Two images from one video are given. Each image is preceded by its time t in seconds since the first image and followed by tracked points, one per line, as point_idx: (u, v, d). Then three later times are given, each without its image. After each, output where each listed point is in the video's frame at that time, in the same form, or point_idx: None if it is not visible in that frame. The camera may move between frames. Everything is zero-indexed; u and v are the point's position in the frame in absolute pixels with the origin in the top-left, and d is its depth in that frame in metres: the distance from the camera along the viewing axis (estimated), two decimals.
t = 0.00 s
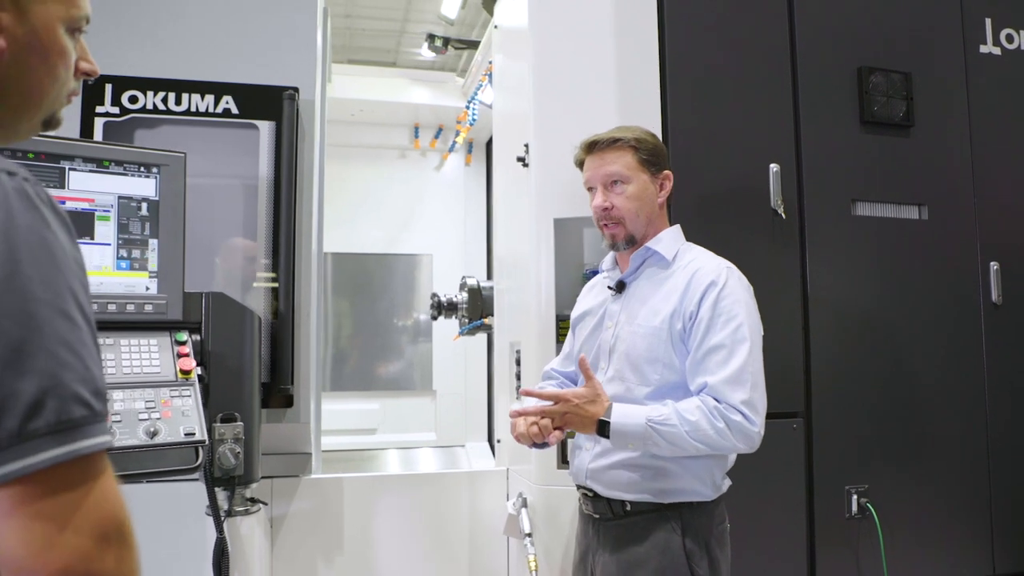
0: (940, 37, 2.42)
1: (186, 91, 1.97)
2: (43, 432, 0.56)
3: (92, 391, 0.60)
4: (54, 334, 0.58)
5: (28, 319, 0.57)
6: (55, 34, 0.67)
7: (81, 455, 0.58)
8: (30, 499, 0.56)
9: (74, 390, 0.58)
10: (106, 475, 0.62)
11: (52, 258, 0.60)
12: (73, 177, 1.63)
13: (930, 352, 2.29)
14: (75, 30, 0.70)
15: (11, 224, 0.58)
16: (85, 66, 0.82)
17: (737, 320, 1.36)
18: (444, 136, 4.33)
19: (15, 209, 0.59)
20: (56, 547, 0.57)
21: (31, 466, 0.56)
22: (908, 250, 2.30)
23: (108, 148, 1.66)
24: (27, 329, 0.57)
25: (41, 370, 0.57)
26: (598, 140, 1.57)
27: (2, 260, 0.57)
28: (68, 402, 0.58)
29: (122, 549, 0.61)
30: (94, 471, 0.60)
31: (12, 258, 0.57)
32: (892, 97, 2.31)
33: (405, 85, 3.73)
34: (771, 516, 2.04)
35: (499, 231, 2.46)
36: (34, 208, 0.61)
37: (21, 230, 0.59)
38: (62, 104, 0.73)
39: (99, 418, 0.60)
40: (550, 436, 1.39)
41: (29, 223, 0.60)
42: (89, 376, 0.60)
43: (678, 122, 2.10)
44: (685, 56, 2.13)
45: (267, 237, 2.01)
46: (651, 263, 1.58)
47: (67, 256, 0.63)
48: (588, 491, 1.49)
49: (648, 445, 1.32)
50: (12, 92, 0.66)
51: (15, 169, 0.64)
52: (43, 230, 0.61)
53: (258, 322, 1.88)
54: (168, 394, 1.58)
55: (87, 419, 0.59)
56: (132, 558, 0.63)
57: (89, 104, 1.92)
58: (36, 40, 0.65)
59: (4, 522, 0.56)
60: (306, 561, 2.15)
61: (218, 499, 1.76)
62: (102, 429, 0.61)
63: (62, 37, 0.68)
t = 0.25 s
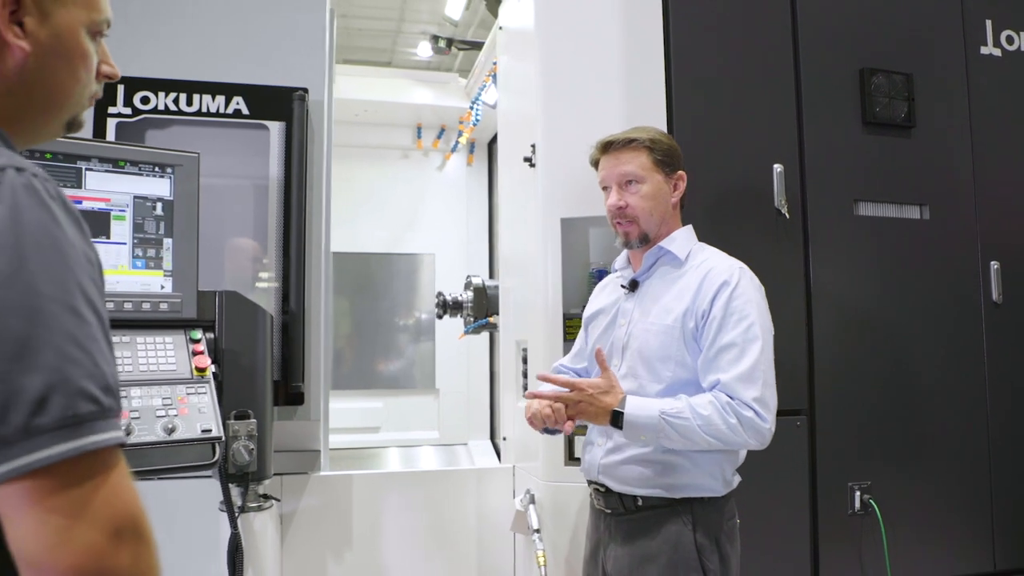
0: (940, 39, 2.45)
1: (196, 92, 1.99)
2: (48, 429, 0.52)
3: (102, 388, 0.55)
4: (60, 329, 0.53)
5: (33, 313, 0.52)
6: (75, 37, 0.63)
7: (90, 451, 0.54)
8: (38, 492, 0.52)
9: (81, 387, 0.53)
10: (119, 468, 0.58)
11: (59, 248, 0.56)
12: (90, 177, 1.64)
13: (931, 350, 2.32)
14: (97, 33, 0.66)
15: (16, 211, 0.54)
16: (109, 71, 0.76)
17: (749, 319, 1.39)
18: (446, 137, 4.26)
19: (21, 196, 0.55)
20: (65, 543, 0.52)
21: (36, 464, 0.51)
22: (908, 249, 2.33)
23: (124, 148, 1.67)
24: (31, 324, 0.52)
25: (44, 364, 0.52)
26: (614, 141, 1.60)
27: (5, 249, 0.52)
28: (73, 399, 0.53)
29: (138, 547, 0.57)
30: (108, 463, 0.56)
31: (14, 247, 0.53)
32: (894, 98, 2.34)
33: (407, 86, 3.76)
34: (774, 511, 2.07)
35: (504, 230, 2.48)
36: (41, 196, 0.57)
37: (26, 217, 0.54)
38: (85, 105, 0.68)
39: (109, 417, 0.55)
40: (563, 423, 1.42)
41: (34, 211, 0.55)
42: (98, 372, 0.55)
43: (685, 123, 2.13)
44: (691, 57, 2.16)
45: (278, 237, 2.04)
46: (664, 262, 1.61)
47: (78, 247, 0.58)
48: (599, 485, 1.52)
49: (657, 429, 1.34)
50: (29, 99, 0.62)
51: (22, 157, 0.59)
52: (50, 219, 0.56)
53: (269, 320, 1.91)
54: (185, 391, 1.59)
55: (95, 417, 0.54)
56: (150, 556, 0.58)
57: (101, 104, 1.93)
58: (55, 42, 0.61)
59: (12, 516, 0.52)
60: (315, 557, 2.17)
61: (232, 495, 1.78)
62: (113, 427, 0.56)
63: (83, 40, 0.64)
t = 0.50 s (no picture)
0: (943, 40, 2.48)
1: (209, 93, 2.01)
2: (124, 434, 0.54)
3: (169, 392, 0.58)
4: (130, 337, 0.56)
5: (105, 322, 0.55)
6: (128, 37, 0.66)
7: (162, 455, 0.57)
8: (115, 498, 0.55)
9: (151, 392, 0.56)
10: (184, 470, 0.61)
11: (126, 259, 0.58)
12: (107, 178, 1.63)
13: (935, 348, 2.35)
14: (148, 31, 0.70)
15: (86, 223, 0.56)
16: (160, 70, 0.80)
17: (766, 308, 1.43)
18: (451, 136, 4.28)
19: (89, 208, 0.57)
20: (141, 545, 0.56)
21: (113, 469, 0.54)
22: (912, 249, 2.37)
23: (142, 150, 1.68)
24: (104, 332, 0.55)
25: (117, 372, 0.55)
26: (639, 135, 1.65)
27: (79, 261, 0.55)
28: (145, 404, 0.56)
29: (204, 546, 0.60)
30: (176, 467, 0.59)
31: (86, 259, 0.55)
32: (898, 99, 2.37)
33: (412, 86, 3.78)
34: (782, 506, 2.10)
35: (512, 230, 2.51)
36: (107, 207, 0.59)
37: (96, 229, 0.57)
38: (137, 104, 0.72)
39: (175, 420, 0.58)
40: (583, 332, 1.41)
41: (102, 223, 0.57)
42: (165, 377, 0.58)
43: (693, 124, 2.15)
44: (699, 58, 2.18)
45: (291, 237, 2.05)
46: (679, 262, 1.65)
47: (141, 255, 0.60)
48: (618, 482, 1.54)
49: (688, 365, 1.34)
50: (88, 96, 0.66)
51: (84, 166, 0.61)
52: (116, 230, 0.59)
53: (284, 319, 1.92)
54: (203, 389, 1.60)
55: (164, 422, 0.57)
56: (214, 553, 0.62)
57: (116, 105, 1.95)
58: (112, 42, 0.64)
59: (91, 519, 0.55)
60: (327, 554, 2.19)
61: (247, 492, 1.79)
62: (179, 430, 0.59)
63: (136, 39, 0.67)
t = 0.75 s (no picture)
0: (951, 41, 2.50)
1: (228, 93, 2.04)
2: (225, 429, 0.56)
3: (264, 389, 0.60)
4: (228, 334, 0.57)
5: (205, 319, 0.56)
6: (203, 32, 0.69)
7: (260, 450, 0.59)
8: (217, 491, 0.57)
9: (250, 388, 0.57)
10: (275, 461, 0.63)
11: (220, 256, 0.59)
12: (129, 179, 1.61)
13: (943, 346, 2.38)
14: (218, 27, 0.73)
15: (183, 222, 0.57)
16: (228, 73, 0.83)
17: (775, 289, 1.51)
18: (460, 136, 4.32)
19: (184, 207, 0.58)
20: (241, 537, 0.57)
21: (217, 463, 0.56)
22: (922, 247, 2.39)
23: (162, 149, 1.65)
24: (205, 330, 0.56)
25: (220, 369, 0.56)
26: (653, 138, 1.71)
27: (180, 260, 0.56)
28: (246, 400, 0.57)
29: (295, 536, 0.63)
30: (269, 460, 0.61)
31: (185, 257, 0.56)
32: (907, 99, 2.40)
33: (422, 86, 3.80)
34: (794, 502, 2.12)
35: (525, 228, 2.53)
36: (198, 205, 0.60)
37: (192, 228, 0.58)
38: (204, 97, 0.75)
39: (271, 415, 0.60)
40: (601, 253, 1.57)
41: (198, 222, 0.59)
42: (260, 373, 0.60)
43: (706, 124, 2.17)
44: (712, 59, 2.20)
45: (307, 236, 2.09)
46: (697, 259, 1.70)
47: (232, 253, 0.61)
48: (637, 476, 1.57)
49: (694, 312, 1.40)
50: (161, 92, 0.68)
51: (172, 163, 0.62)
52: (209, 228, 0.60)
53: (302, 316, 1.95)
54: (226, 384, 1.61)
55: (261, 417, 0.58)
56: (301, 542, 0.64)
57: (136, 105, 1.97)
58: (186, 40, 0.67)
59: (192, 512, 0.57)
60: (344, 549, 2.21)
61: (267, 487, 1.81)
62: (273, 426, 0.60)
63: (208, 39, 0.70)
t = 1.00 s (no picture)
0: (955, 40, 2.52)
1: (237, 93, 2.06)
2: (295, 435, 0.61)
3: (327, 392, 0.66)
4: (297, 341, 0.63)
5: (277, 327, 0.62)
6: (258, 30, 0.77)
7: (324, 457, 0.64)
8: (284, 500, 0.62)
9: (318, 395, 0.63)
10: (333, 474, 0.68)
11: (289, 265, 0.65)
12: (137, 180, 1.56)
13: (947, 342, 2.39)
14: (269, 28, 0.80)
15: (256, 234, 0.63)
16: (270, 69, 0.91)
17: (775, 294, 1.49)
18: (465, 135, 4.33)
19: (256, 220, 0.64)
20: (303, 544, 0.63)
21: (287, 467, 0.61)
22: (927, 245, 2.41)
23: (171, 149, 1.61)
24: (277, 336, 0.62)
25: (290, 375, 0.62)
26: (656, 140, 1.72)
27: (253, 270, 0.62)
28: (312, 404, 0.63)
29: (348, 544, 0.68)
30: (329, 472, 0.66)
31: (259, 266, 0.62)
32: (910, 98, 2.41)
33: (426, 84, 3.81)
34: (800, 498, 2.14)
35: (531, 227, 2.55)
36: (269, 215, 0.66)
37: (263, 240, 0.64)
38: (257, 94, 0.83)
39: (334, 418, 0.66)
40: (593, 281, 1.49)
41: (268, 234, 0.64)
42: (323, 378, 0.65)
43: (712, 123, 2.19)
44: (717, 58, 2.22)
45: (315, 234, 2.09)
46: (704, 257, 1.72)
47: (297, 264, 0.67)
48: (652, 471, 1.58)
49: (676, 355, 1.38)
50: (217, 92, 0.76)
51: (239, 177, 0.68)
52: (278, 238, 0.66)
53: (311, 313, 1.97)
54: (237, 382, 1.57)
55: (328, 424, 0.64)
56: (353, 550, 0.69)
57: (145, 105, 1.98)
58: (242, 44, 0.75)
59: (259, 519, 0.62)
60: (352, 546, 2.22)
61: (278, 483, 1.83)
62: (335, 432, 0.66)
63: (261, 39, 0.78)
